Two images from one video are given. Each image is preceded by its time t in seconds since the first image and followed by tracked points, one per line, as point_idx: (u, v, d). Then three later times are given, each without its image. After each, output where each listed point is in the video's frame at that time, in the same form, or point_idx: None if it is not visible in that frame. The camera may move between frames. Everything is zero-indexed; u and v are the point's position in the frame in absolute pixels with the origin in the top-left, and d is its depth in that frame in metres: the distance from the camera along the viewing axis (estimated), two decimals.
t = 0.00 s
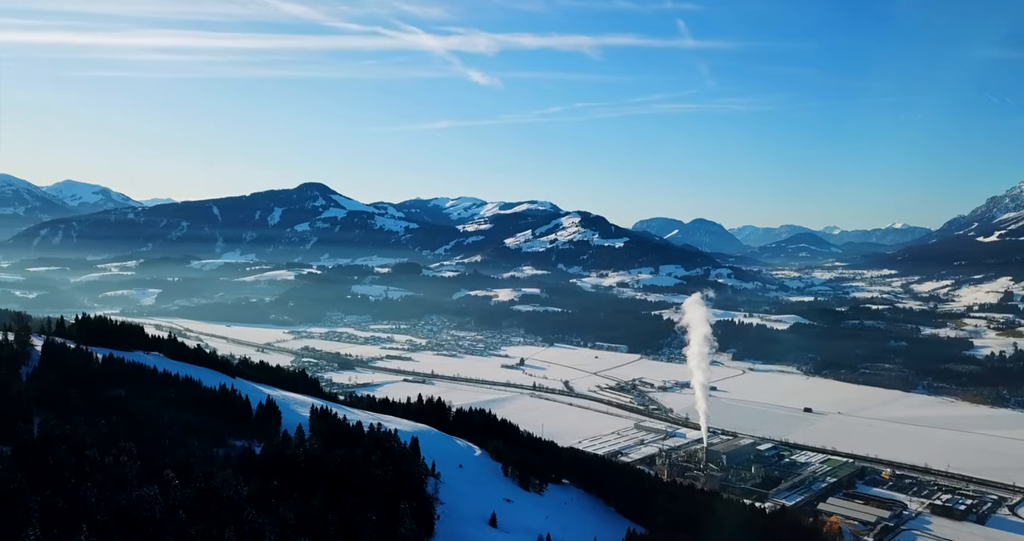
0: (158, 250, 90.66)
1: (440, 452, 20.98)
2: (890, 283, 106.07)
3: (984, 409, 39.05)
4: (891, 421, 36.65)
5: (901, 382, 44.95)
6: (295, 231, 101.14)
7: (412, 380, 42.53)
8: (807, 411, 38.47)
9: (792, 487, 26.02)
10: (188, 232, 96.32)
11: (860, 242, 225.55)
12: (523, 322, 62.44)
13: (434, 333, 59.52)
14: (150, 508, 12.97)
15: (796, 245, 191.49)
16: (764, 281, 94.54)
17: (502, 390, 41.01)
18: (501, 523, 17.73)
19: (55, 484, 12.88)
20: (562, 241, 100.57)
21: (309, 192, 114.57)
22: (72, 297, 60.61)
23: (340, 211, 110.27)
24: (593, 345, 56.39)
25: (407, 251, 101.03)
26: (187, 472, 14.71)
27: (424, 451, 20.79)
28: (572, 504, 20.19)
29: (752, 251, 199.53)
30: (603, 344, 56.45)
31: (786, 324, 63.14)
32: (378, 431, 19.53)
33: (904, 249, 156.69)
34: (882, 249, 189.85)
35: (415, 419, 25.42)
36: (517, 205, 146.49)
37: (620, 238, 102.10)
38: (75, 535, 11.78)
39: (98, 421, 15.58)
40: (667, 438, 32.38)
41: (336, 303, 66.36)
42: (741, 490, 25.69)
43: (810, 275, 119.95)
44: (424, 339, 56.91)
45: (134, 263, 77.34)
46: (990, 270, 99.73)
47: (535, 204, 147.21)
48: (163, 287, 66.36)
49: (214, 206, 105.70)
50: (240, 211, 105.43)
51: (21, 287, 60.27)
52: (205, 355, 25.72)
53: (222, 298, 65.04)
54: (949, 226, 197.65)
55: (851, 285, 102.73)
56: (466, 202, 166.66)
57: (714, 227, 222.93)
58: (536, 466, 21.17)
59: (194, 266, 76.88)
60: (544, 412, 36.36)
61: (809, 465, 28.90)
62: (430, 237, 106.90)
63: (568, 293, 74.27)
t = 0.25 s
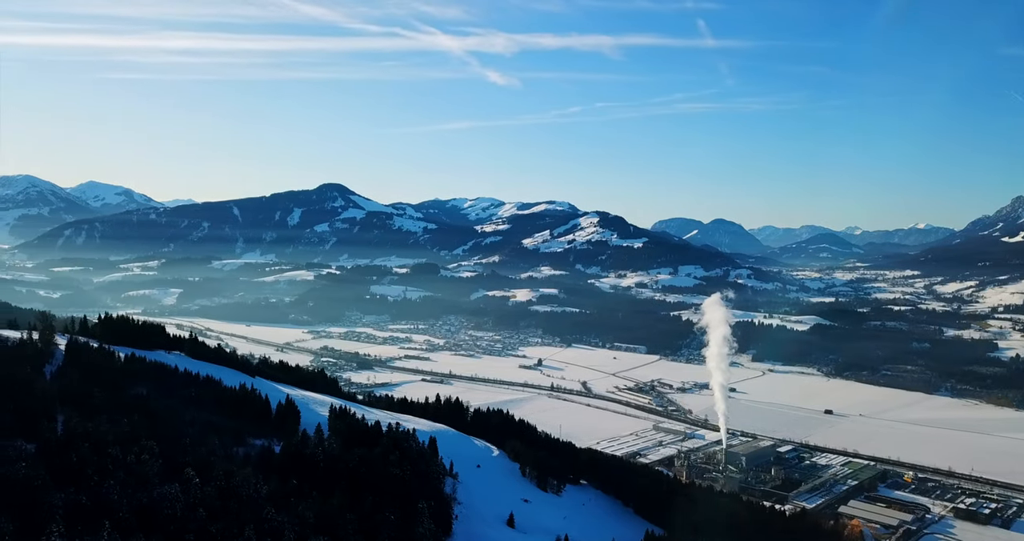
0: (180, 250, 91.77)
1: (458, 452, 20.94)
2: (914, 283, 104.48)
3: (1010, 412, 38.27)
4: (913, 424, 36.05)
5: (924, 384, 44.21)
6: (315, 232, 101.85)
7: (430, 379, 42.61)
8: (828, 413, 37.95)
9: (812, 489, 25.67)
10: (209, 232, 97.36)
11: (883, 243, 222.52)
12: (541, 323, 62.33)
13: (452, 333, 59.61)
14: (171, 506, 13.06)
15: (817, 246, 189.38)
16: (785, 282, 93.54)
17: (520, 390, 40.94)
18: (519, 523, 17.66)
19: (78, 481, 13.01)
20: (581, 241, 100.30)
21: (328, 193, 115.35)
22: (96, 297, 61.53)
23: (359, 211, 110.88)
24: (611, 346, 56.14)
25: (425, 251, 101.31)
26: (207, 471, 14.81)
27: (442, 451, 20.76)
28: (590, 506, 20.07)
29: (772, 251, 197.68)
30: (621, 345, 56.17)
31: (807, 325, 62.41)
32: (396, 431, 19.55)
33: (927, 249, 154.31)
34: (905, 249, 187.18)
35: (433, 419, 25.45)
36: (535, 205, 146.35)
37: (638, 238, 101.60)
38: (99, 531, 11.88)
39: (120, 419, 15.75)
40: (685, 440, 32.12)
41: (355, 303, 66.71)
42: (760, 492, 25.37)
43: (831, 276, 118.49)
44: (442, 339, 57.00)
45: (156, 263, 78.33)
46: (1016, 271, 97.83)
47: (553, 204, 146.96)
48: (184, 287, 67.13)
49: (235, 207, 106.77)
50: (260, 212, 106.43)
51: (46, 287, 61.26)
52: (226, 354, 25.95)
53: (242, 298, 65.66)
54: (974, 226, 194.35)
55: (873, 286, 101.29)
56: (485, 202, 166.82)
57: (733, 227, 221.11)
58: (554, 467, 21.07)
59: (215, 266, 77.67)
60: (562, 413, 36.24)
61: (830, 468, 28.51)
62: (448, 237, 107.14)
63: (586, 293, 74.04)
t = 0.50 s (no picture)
0: (201, 251, 92.81)
1: (476, 452, 20.92)
2: (937, 284, 102.85)
3: None
4: (937, 426, 35.44)
5: (947, 387, 43.45)
6: (334, 232, 102.48)
7: (448, 379, 42.66)
8: (849, 415, 37.45)
9: (833, 492, 25.34)
10: (229, 233, 98.34)
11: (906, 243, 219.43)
12: (559, 323, 62.16)
13: (470, 333, 59.66)
14: (191, 504, 13.13)
15: (838, 246, 187.19)
16: (805, 282, 92.50)
17: (537, 391, 40.87)
18: (537, 524, 17.59)
19: (100, 478, 13.08)
20: (599, 242, 99.89)
21: (347, 193, 116.07)
22: (118, 297, 62.39)
23: (378, 212, 111.42)
24: (630, 346, 55.87)
25: (443, 252, 101.51)
26: (227, 469, 14.89)
27: (460, 451, 20.75)
28: (608, 507, 19.95)
29: (793, 251, 195.73)
30: (640, 346, 55.86)
31: (828, 326, 61.66)
32: (414, 431, 19.56)
33: (951, 250, 151.96)
34: (928, 250, 184.53)
35: (451, 419, 25.47)
36: (554, 206, 146.10)
37: (657, 238, 101.00)
38: (121, 529, 11.90)
39: (142, 418, 15.87)
40: (704, 441, 31.84)
41: (373, 303, 67.00)
42: (781, 494, 25.07)
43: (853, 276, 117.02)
44: (460, 339, 57.06)
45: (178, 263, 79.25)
46: None
47: (572, 204, 146.53)
48: (205, 287, 67.83)
49: (256, 207, 107.76)
50: (280, 212, 107.33)
51: (70, 287, 62.21)
52: (246, 354, 26.15)
53: (262, 297, 66.22)
54: (1000, 227, 190.99)
55: (895, 287, 99.83)
56: (503, 203, 166.85)
57: (753, 227, 219.14)
58: (573, 468, 20.96)
59: (235, 266, 78.43)
60: (580, 414, 36.11)
61: (851, 470, 28.11)
62: (466, 238, 107.28)
63: (604, 294, 73.71)
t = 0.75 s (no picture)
0: (221, 251, 93.78)
1: (493, 452, 20.88)
2: (961, 285, 101.18)
3: None
4: (961, 429, 34.80)
5: (972, 389, 42.68)
6: (353, 232, 103.03)
7: (466, 379, 42.68)
8: (871, 417, 36.91)
9: (854, 495, 24.97)
10: (249, 233, 99.23)
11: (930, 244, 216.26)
12: (577, 324, 61.96)
13: (487, 334, 59.65)
14: (211, 502, 13.20)
15: (860, 246, 184.93)
16: (826, 283, 91.42)
17: (555, 391, 40.75)
18: (554, 524, 17.51)
19: (123, 476, 13.21)
20: (618, 242, 99.45)
21: (366, 194, 116.67)
22: (140, 296, 63.17)
23: (397, 212, 111.88)
24: (648, 347, 55.56)
25: (461, 252, 101.64)
26: (246, 468, 14.97)
27: (477, 451, 20.71)
28: (626, 508, 19.80)
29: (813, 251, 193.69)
30: (658, 347, 55.49)
31: (849, 327, 60.88)
32: (432, 431, 19.57)
33: (976, 250, 149.54)
34: (952, 250, 181.80)
35: (469, 419, 25.46)
36: (572, 206, 145.77)
37: (676, 238, 100.35)
38: (143, 526, 11.99)
39: (163, 416, 16.00)
40: (723, 443, 31.54)
41: (392, 303, 67.24)
42: (800, 496, 24.74)
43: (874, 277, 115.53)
44: (478, 339, 57.09)
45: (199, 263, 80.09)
46: None
47: (590, 204, 145.99)
48: (226, 287, 68.48)
49: (276, 208, 108.68)
50: (299, 213, 108.16)
51: (94, 287, 63.09)
52: (266, 354, 26.33)
53: (282, 297, 66.72)
54: None
55: (918, 288, 98.34)
56: (521, 203, 166.80)
57: (773, 227, 217.05)
58: (590, 468, 20.84)
59: (255, 266, 79.09)
60: (598, 414, 35.95)
61: (872, 473, 27.69)
62: (484, 238, 107.35)
63: (622, 294, 73.36)
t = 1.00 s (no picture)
0: (241, 251, 94.63)
1: (511, 452, 20.82)
2: (986, 286, 99.47)
3: None
4: (986, 432, 34.16)
5: (997, 391, 41.88)
6: (371, 233, 103.51)
7: (484, 380, 42.67)
8: (893, 419, 36.35)
9: (875, 498, 24.57)
10: (269, 233, 100.05)
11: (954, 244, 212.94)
12: (595, 324, 61.72)
13: (505, 334, 59.59)
14: (232, 501, 13.29)
15: (882, 246, 182.55)
16: (847, 283, 90.30)
17: (573, 392, 40.60)
18: (572, 525, 17.41)
19: (144, 474, 13.31)
20: (636, 242, 98.93)
21: (384, 195, 117.15)
22: (162, 296, 63.90)
23: (415, 213, 112.25)
24: (667, 348, 55.20)
25: (479, 253, 101.70)
26: (266, 467, 15.05)
27: (495, 451, 20.66)
28: (645, 509, 19.63)
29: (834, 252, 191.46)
30: (677, 348, 55.11)
31: (871, 328, 60.05)
32: (450, 431, 19.56)
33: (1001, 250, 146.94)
34: (976, 250, 178.98)
35: (487, 419, 25.43)
36: (590, 206, 145.30)
37: (695, 239, 99.63)
38: (164, 524, 12.07)
39: (184, 415, 16.11)
40: (743, 444, 31.21)
41: (410, 303, 67.44)
42: (821, 499, 24.39)
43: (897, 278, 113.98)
44: (495, 339, 57.07)
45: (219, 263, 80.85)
46: None
47: (608, 204, 145.38)
48: (246, 287, 69.08)
49: (295, 209, 109.49)
50: (318, 214, 108.88)
51: (116, 287, 63.88)
52: (285, 353, 26.49)
53: (301, 298, 67.17)
54: None
55: (941, 289, 96.82)
56: (539, 203, 166.64)
57: (793, 228, 214.83)
58: (608, 469, 20.71)
59: (275, 266, 79.75)
60: (616, 415, 35.75)
61: (894, 476, 27.24)
62: (501, 238, 107.35)
63: (641, 295, 72.95)
